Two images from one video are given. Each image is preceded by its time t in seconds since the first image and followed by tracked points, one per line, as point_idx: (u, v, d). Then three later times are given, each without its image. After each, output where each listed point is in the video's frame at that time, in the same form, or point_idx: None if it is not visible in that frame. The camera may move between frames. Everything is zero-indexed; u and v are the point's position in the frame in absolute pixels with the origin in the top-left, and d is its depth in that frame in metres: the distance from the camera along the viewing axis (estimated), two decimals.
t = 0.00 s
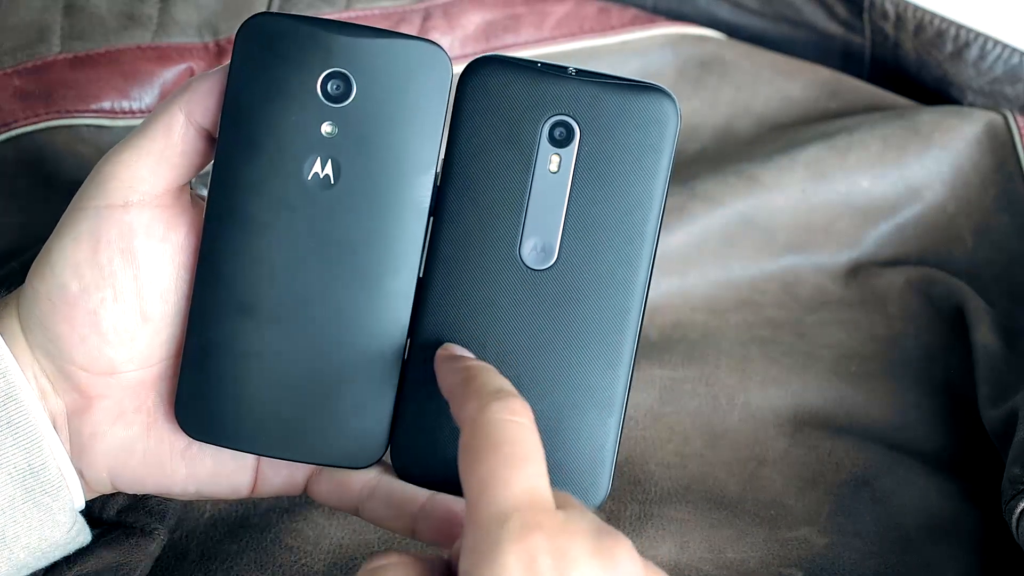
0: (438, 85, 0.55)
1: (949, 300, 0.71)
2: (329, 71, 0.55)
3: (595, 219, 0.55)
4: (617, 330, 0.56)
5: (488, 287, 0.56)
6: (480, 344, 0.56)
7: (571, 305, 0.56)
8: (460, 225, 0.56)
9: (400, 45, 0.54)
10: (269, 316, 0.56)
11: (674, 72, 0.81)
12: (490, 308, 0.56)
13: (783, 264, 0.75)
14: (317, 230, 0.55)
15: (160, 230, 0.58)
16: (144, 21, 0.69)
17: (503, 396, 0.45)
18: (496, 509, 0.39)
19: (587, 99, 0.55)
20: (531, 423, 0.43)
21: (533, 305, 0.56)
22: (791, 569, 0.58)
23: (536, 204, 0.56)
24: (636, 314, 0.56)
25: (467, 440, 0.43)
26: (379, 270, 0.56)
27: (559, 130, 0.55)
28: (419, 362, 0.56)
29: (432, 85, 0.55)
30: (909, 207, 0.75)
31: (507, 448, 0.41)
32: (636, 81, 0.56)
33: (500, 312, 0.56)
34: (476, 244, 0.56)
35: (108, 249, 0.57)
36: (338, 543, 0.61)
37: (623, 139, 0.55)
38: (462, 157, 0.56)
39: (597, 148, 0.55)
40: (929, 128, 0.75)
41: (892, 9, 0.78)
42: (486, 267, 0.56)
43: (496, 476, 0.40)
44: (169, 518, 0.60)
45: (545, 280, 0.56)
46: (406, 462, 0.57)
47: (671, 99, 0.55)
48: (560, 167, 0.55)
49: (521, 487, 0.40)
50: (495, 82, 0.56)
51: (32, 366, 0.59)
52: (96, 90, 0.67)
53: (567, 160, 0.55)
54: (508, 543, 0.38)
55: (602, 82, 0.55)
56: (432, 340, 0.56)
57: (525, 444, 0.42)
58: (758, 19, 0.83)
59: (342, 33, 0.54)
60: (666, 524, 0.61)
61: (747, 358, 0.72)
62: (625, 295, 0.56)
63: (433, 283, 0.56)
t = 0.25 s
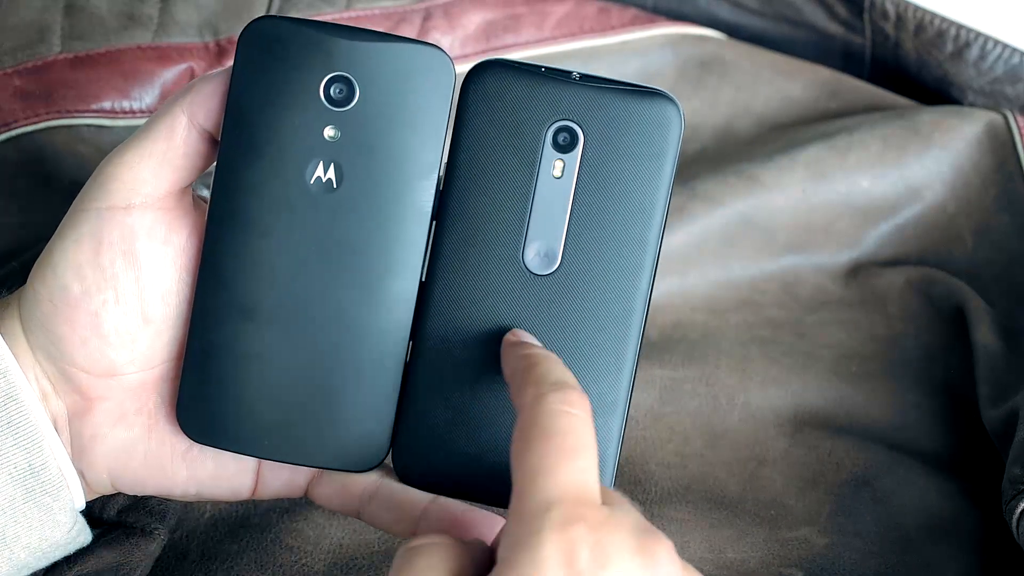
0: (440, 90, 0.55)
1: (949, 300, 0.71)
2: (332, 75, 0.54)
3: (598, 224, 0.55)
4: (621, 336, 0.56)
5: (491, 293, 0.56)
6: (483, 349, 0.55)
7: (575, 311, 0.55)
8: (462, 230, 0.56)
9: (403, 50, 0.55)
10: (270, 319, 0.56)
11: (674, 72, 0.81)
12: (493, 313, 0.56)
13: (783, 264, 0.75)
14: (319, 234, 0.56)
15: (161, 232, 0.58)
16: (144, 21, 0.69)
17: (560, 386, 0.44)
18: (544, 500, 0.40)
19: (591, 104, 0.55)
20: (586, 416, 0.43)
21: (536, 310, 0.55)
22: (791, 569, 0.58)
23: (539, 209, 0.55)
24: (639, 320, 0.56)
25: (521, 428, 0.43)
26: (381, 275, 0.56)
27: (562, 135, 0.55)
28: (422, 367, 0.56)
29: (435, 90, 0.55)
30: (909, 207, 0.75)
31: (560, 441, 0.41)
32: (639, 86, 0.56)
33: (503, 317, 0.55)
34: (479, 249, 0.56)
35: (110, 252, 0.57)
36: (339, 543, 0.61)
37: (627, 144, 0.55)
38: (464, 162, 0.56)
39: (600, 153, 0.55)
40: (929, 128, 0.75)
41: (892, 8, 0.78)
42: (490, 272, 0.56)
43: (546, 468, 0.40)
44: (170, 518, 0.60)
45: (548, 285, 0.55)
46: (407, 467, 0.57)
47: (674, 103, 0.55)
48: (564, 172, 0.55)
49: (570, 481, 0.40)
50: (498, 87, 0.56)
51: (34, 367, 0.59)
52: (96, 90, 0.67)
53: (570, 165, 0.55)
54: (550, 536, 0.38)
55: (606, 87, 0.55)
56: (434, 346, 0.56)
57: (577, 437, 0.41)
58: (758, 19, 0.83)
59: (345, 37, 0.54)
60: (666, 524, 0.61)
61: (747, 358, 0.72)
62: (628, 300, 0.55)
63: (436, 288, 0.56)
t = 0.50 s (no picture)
0: (440, 90, 0.55)
1: (950, 300, 0.71)
2: (331, 74, 0.54)
3: (597, 223, 0.55)
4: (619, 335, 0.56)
5: (490, 292, 0.56)
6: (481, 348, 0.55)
7: (573, 310, 0.56)
8: (461, 229, 0.56)
9: (402, 50, 0.55)
10: (270, 319, 0.56)
11: (674, 72, 0.81)
12: (492, 313, 0.56)
13: (783, 264, 0.75)
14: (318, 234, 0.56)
15: (161, 232, 0.58)
16: (144, 21, 0.69)
17: (540, 390, 0.44)
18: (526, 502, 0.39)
19: (590, 103, 0.55)
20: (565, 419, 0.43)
21: (535, 309, 0.55)
22: (791, 569, 0.58)
23: (539, 208, 0.55)
24: (638, 319, 0.56)
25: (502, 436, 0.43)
26: (380, 275, 0.56)
27: (561, 135, 0.55)
28: (422, 366, 0.56)
29: (435, 89, 0.55)
30: (909, 207, 0.75)
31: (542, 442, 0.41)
32: (638, 86, 0.56)
33: (502, 316, 0.55)
34: (478, 249, 0.56)
35: (109, 251, 0.57)
36: (339, 543, 0.61)
37: (626, 143, 0.55)
38: (464, 161, 0.56)
39: (599, 152, 0.55)
40: (929, 128, 0.75)
41: (892, 8, 0.78)
42: (489, 271, 0.56)
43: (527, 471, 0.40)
44: (169, 518, 0.60)
45: (547, 284, 0.55)
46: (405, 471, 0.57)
47: (673, 103, 0.55)
48: (563, 171, 0.55)
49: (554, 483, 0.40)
50: (498, 86, 0.56)
51: (33, 366, 0.59)
52: (96, 90, 0.67)
53: (569, 165, 0.55)
54: (533, 541, 0.38)
55: (605, 86, 0.55)
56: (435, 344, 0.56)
57: (556, 438, 0.41)
58: (758, 19, 0.83)
59: (344, 37, 0.54)
60: (666, 524, 0.61)
61: (747, 358, 0.72)
62: (627, 299, 0.55)
63: (435, 287, 0.56)
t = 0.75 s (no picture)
0: (441, 91, 0.55)
1: (950, 300, 0.71)
2: (331, 75, 0.55)
3: (597, 224, 0.55)
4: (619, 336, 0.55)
5: (489, 292, 0.56)
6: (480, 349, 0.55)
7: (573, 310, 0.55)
8: (461, 229, 0.56)
9: (403, 49, 0.55)
10: (269, 319, 0.56)
11: (674, 72, 0.81)
12: (491, 313, 0.56)
13: (783, 264, 0.75)
14: (318, 234, 0.56)
15: (161, 231, 0.58)
16: (144, 21, 0.69)
17: (576, 386, 0.44)
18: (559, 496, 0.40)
19: (590, 103, 0.55)
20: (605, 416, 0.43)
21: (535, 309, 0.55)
22: (791, 569, 0.58)
23: (538, 208, 0.55)
24: (638, 320, 0.55)
25: (536, 433, 0.43)
26: (380, 275, 0.56)
27: (561, 135, 0.55)
28: (422, 367, 0.56)
29: (435, 89, 0.55)
30: (909, 207, 0.75)
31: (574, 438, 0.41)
32: (639, 86, 0.56)
33: (501, 316, 0.55)
34: (478, 248, 0.56)
35: (109, 251, 0.57)
36: (339, 543, 0.61)
37: (626, 143, 0.55)
38: (464, 161, 0.56)
39: (599, 152, 0.55)
40: (929, 128, 0.75)
41: (892, 8, 0.78)
42: (488, 271, 0.56)
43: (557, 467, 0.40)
44: (169, 518, 0.60)
45: (546, 284, 0.55)
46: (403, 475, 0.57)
47: (673, 103, 0.55)
48: (562, 171, 0.55)
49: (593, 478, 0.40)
50: (499, 86, 0.56)
51: (33, 366, 0.59)
52: (96, 90, 0.67)
53: (569, 164, 0.55)
54: (564, 537, 0.38)
55: (606, 86, 0.55)
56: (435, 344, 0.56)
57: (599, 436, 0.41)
58: (758, 19, 0.83)
59: (345, 37, 0.54)
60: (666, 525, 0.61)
61: (747, 358, 0.72)
62: (627, 299, 0.55)
63: (435, 287, 0.56)
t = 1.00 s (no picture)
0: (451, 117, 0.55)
1: (950, 300, 0.71)
2: (340, 95, 0.54)
3: (605, 254, 0.54)
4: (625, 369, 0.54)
5: (495, 322, 0.55)
6: (485, 380, 0.55)
7: (579, 343, 0.55)
8: (469, 258, 0.55)
9: (414, 73, 0.54)
10: (276, 341, 0.55)
11: (674, 72, 0.81)
12: (496, 343, 0.55)
13: (783, 264, 0.75)
14: (323, 257, 0.55)
15: (170, 250, 0.59)
16: (144, 21, 0.69)
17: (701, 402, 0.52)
18: (698, 510, 0.46)
19: (600, 132, 0.54)
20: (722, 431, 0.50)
21: (540, 340, 0.55)
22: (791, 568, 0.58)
23: (545, 237, 0.54)
24: (644, 354, 0.55)
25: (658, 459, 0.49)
26: (386, 301, 0.56)
27: (571, 163, 0.54)
28: (425, 392, 0.56)
29: (446, 114, 0.54)
30: (909, 207, 0.75)
31: (700, 456, 0.48)
32: (653, 115, 0.55)
33: (507, 346, 0.55)
34: (484, 277, 0.55)
35: (116, 266, 0.58)
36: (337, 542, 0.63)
37: (635, 173, 0.54)
38: (472, 188, 0.55)
39: (609, 182, 0.54)
40: (929, 128, 0.75)
41: (892, 8, 0.78)
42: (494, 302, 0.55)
43: (699, 479, 0.47)
44: (168, 519, 0.61)
45: (553, 316, 0.55)
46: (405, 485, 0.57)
47: (685, 134, 0.54)
48: (572, 201, 0.54)
49: (669, 502, 0.46)
50: (510, 112, 0.55)
51: (39, 381, 0.60)
52: (96, 89, 0.67)
53: (579, 194, 0.54)
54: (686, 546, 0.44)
55: (617, 115, 0.54)
56: (439, 371, 0.56)
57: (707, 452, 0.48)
58: (759, 19, 0.83)
59: (356, 59, 0.54)
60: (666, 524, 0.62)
61: (747, 358, 0.72)
62: (633, 332, 0.54)
63: (441, 315, 0.56)
